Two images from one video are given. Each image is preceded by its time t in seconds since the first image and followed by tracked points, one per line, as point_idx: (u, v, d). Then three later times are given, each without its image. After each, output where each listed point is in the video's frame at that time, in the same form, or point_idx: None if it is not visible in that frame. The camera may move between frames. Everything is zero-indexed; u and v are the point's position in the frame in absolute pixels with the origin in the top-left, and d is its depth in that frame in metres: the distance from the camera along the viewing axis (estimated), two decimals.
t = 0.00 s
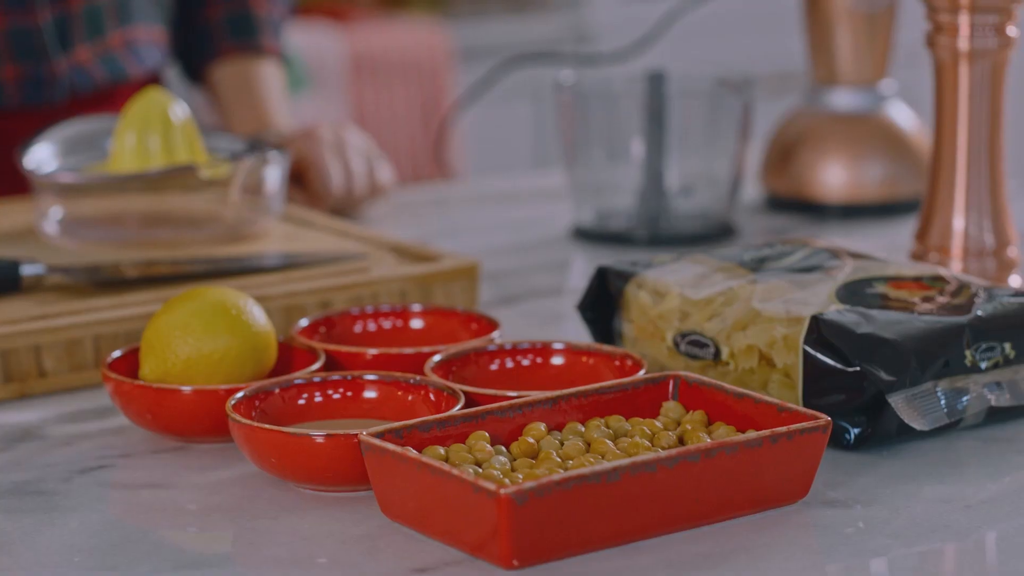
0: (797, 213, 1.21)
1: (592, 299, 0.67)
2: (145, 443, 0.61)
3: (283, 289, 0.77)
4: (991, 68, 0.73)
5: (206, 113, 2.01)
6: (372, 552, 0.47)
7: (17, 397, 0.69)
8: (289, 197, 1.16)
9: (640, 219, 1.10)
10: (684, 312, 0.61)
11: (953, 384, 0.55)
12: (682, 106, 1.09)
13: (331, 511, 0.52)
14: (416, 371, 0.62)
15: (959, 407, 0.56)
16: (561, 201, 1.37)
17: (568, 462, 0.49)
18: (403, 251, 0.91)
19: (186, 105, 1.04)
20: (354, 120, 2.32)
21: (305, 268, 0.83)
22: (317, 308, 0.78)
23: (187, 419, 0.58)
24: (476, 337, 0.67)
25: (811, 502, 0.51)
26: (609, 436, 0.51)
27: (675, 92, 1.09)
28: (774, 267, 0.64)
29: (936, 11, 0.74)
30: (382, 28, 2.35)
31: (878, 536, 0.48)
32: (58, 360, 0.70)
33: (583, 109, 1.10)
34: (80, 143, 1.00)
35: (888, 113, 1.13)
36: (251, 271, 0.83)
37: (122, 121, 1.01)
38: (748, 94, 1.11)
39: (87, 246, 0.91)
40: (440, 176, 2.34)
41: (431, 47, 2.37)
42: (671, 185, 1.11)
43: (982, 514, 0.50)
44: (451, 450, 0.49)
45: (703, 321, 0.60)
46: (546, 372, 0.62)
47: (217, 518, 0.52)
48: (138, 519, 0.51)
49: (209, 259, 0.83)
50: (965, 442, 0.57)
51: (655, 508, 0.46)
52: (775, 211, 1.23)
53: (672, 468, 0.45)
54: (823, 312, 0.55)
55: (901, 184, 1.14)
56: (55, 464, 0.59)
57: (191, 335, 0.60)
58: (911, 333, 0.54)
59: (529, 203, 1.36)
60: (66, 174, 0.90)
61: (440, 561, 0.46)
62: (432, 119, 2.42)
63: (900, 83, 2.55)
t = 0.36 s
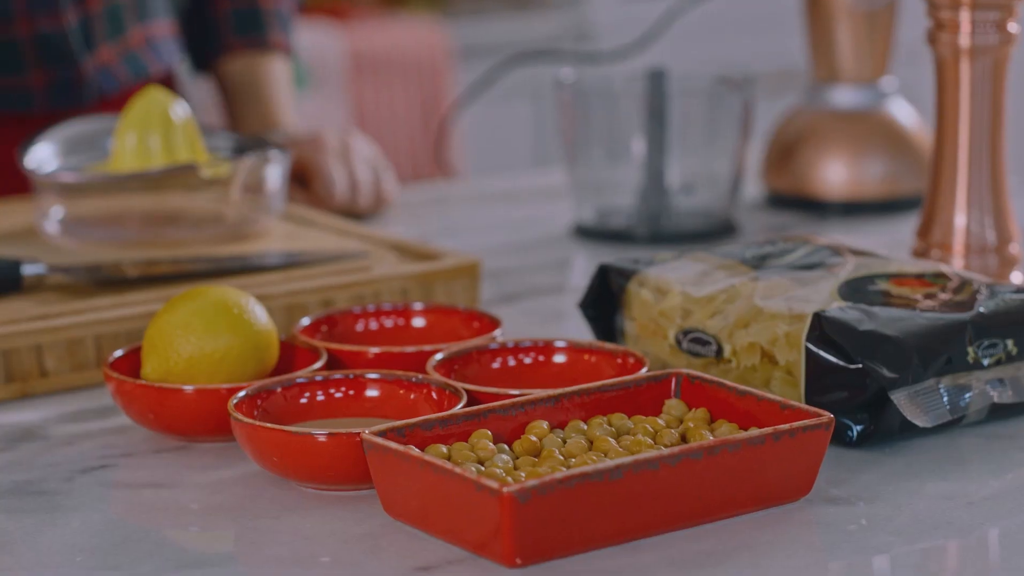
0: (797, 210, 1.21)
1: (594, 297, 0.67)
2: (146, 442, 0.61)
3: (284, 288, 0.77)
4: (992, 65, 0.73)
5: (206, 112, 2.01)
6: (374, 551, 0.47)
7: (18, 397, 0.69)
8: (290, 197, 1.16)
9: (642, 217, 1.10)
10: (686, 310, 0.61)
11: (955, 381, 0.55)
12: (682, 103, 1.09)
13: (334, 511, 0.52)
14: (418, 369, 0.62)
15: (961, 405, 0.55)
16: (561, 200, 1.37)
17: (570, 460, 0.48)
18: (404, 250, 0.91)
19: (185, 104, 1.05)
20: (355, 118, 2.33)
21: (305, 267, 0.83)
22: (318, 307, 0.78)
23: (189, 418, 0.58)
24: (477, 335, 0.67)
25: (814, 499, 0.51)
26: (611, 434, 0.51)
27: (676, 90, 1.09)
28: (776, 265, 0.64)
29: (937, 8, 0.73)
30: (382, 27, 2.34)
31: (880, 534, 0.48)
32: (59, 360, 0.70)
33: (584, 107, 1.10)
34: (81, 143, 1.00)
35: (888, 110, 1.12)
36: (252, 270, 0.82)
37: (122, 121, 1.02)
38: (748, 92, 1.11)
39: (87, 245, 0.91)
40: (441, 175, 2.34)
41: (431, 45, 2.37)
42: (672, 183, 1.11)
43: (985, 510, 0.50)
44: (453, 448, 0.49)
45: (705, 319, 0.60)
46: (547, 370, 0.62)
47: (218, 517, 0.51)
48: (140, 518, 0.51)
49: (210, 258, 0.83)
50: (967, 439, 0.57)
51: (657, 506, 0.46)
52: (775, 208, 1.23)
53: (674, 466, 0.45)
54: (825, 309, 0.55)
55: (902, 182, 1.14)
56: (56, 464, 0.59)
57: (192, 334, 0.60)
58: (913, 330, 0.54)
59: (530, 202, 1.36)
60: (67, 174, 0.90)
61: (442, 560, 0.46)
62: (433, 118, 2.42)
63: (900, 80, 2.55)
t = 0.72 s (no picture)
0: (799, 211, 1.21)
1: (596, 299, 0.67)
2: (148, 444, 0.61)
3: (286, 290, 0.77)
4: (994, 67, 0.73)
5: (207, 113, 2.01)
6: (377, 553, 0.47)
7: (20, 399, 0.69)
8: (291, 198, 1.16)
9: (645, 218, 1.10)
10: (689, 312, 0.61)
11: (958, 383, 0.55)
12: (683, 105, 1.09)
13: (337, 513, 0.52)
14: (421, 371, 0.62)
15: (964, 407, 0.55)
16: (562, 201, 1.37)
17: (573, 462, 0.48)
18: (406, 251, 0.91)
19: (186, 104, 1.05)
20: (357, 118, 2.32)
21: (307, 269, 0.83)
22: (320, 308, 0.78)
23: (191, 420, 0.58)
24: (480, 337, 0.67)
25: (817, 501, 0.51)
26: (614, 436, 0.51)
27: (678, 92, 1.09)
28: (778, 266, 0.64)
29: (939, 10, 0.73)
30: (382, 28, 2.35)
31: (883, 536, 0.48)
32: (61, 361, 0.70)
33: (586, 108, 1.10)
34: (82, 145, 1.00)
35: (890, 111, 1.12)
36: (254, 271, 0.82)
37: (122, 124, 1.02)
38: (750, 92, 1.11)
39: (88, 246, 0.91)
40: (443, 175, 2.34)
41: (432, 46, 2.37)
42: (674, 183, 1.11)
43: (988, 512, 0.50)
44: (456, 451, 0.49)
45: (708, 320, 0.60)
46: (550, 372, 0.61)
47: (220, 519, 0.51)
48: (142, 520, 0.51)
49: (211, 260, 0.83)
50: (970, 441, 0.57)
51: (660, 508, 0.46)
52: (777, 209, 1.23)
53: (677, 468, 0.45)
54: (828, 311, 0.55)
55: (904, 183, 1.14)
56: (58, 465, 0.59)
57: (194, 335, 0.60)
58: (915, 332, 0.54)
59: (530, 203, 1.36)
60: (68, 175, 0.90)
61: (445, 562, 0.46)
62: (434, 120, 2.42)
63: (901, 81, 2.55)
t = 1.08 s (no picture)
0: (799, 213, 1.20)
1: (597, 300, 0.67)
2: (149, 446, 0.61)
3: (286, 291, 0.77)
4: (995, 68, 0.73)
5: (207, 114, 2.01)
6: (377, 555, 0.47)
7: (20, 401, 0.69)
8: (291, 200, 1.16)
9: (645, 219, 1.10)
10: (690, 314, 0.61)
11: (959, 385, 0.55)
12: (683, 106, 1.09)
13: (337, 515, 0.52)
14: (421, 373, 0.62)
15: (965, 408, 0.55)
16: (563, 202, 1.37)
17: (574, 465, 0.48)
18: (406, 252, 0.91)
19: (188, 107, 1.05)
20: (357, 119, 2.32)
21: (307, 270, 0.83)
22: (320, 310, 0.78)
23: (191, 422, 0.58)
24: (480, 339, 0.67)
25: (817, 503, 0.51)
26: (615, 438, 0.51)
27: (677, 93, 1.09)
28: (779, 268, 0.63)
29: (940, 11, 0.73)
30: (382, 29, 2.35)
31: (884, 537, 0.48)
32: (61, 363, 0.70)
33: (586, 109, 1.10)
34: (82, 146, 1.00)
35: (890, 112, 1.12)
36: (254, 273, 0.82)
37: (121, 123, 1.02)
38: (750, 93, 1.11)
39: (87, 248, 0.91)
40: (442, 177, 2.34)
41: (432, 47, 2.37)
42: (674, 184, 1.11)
43: (989, 514, 0.50)
44: (457, 453, 0.49)
45: (708, 322, 0.60)
46: (551, 374, 0.61)
47: (221, 521, 0.51)
48: (143, 522, 0.51)
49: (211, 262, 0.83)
50: (971, 442, 0.57)
51: (661, 510, 0.46)
52: (777, 210, 1.22)
53: (679, 471, 0.45)
54: (829, 312, 0.55)
55: (905, 184, 1.14)
56: (59, 467, 0.59)
57: (195, 338, 0.60)
58: (916, 334, 0.54)
59: (530, 204, 1.36)
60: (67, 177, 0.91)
61: (446, 564, 0.46)
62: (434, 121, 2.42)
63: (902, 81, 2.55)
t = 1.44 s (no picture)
0: (799, 213, 1.20)
1: (598, 300, 0.67)
2: (149, 447, 0.61)
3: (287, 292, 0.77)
4: (996, 68, 0.73)
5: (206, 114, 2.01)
6: (379, 556, 0.47)
7: (20, 401, 0.69)
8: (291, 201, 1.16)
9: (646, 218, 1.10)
10: (691, 313, 0.61)
11: (961, 384, 0.55)
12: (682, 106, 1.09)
13: (338, 516, 0.52)
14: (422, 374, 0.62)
15: (967, 408, 0.55)
16: (562, 202, 1.37)
17: (576, 464, 0.48)
18: (406, 253, 0.91)
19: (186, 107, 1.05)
20: (356, 119, 2.32)
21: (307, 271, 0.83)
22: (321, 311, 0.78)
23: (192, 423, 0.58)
24: (481, 339, 0.67)
25: (820, 503, 0.51)
26: (617, 437, 0.51)
27: (676, 91, 1.09)
28: (781, 267, 0.63)
29: (941, 11, 0.73)
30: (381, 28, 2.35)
31: (887, 537, 0.48)
32: (62, 364, 0.70)
33: (586, 109, 1.10)
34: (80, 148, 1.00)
35: (890, 112, 1.12)
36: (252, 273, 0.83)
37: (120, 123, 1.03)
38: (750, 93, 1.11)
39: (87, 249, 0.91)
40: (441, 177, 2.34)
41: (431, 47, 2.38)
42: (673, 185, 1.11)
43: (991, 514, 0.50)
44: (458, 453, 0.49)
45: (709, 322, 0.60)
46: (552, 374, 0.61)
47: (222, 522, 0.51)
48: (144, 523, 0.51)
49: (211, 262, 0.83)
50: (973, 442, 0.57)
51: (664, 510, 0.46)
52: (778, 210, 1.22)
53: (681, 470, 0.45)
54: (831, 312, 0.55)
55: (905, 184, 1.14)
56: (60, 468, 0.58)
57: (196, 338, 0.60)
58: (918, 334, 0.54)
59: (530, 204, 1.36)
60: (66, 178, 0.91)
61: (448, 565, 0.46)
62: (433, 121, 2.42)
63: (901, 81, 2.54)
